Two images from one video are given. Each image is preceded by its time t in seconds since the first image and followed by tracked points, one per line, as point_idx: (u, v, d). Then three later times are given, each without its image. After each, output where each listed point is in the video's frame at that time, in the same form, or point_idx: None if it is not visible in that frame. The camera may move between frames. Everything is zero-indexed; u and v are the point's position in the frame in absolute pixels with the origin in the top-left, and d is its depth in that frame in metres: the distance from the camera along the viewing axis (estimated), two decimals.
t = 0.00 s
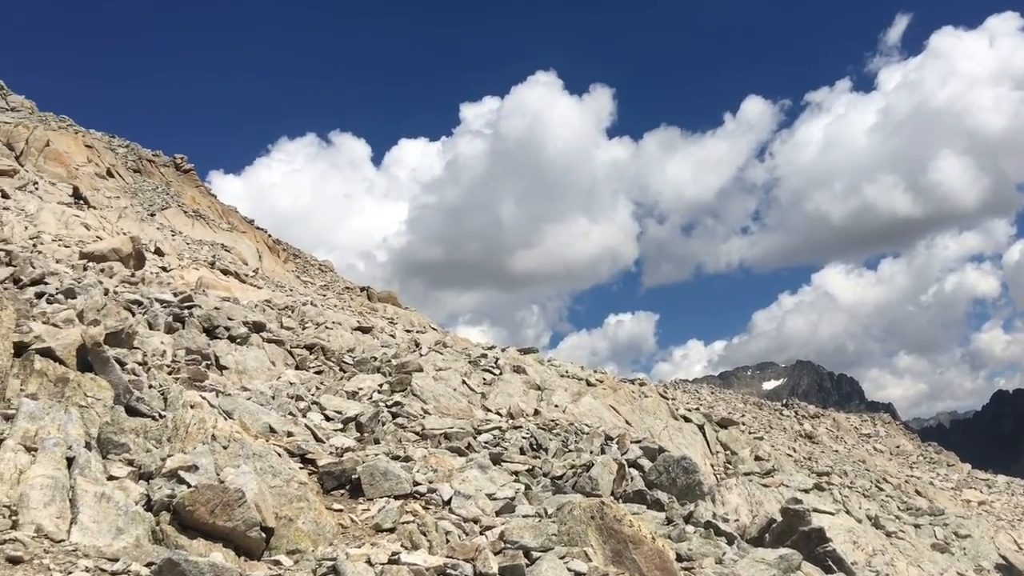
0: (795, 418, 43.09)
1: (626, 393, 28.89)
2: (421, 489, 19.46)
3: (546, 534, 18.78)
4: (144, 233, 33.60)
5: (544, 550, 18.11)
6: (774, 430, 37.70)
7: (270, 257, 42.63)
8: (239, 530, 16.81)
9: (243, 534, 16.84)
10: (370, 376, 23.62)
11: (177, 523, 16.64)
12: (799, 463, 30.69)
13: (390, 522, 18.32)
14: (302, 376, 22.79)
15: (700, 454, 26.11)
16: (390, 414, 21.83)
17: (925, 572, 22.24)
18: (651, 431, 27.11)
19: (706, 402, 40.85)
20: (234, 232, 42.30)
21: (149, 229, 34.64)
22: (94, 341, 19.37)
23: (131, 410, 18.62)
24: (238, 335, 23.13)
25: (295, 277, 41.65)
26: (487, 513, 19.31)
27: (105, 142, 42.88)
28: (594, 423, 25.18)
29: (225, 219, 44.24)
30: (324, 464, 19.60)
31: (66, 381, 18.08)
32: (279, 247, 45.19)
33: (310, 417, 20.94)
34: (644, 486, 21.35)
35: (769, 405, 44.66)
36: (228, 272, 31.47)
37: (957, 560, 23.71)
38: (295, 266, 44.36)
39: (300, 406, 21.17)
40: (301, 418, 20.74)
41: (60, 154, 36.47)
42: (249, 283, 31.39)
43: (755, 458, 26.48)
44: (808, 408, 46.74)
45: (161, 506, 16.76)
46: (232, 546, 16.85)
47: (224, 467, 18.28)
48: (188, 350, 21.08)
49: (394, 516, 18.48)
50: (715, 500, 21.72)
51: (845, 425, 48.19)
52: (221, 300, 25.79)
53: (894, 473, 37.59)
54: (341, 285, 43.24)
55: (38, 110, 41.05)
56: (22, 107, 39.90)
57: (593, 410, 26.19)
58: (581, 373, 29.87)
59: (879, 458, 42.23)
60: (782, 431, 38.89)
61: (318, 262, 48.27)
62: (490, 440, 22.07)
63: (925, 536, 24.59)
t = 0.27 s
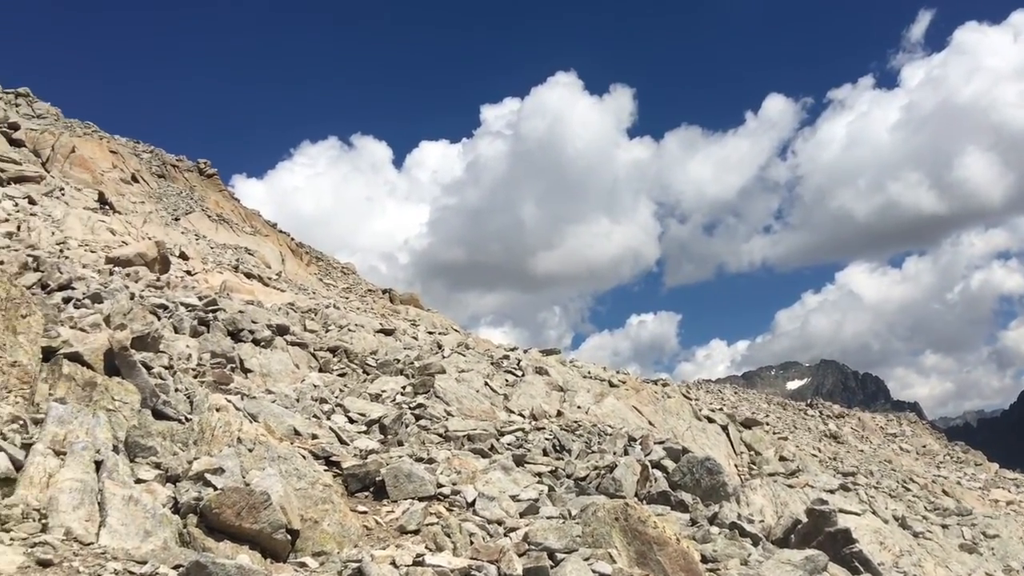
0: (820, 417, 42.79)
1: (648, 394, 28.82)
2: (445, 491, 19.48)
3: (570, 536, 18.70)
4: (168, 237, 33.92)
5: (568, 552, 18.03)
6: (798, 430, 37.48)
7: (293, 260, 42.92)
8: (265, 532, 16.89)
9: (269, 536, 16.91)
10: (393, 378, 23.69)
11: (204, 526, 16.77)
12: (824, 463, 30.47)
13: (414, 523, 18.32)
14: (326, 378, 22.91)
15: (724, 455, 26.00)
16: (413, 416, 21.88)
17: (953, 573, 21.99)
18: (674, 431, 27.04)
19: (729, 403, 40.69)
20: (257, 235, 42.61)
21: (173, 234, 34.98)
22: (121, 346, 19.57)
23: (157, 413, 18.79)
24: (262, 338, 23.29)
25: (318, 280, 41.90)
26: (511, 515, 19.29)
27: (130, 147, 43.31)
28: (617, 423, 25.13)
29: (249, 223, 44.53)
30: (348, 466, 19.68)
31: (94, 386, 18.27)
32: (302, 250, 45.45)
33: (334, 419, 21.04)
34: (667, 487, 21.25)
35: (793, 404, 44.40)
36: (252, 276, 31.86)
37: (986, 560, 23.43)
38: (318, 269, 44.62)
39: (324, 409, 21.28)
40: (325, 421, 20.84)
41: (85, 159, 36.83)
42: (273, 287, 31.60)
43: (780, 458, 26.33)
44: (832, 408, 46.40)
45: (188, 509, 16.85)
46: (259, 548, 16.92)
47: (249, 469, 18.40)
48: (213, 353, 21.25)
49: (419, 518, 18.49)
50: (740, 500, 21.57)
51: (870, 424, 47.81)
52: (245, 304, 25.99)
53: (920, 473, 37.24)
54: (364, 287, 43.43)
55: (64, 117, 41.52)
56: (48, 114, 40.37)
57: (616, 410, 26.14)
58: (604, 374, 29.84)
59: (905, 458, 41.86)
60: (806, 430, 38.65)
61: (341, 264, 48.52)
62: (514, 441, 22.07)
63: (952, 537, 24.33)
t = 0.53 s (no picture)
0: (842, 418, 42.47)
1: (669, 395, 28.74)
2: (466, 493, 19.49)
3: (592, 538, 18.64)
4: (190, 242, 34.15)
5: (590, 554, 17.95)
6: (820, 430, 37.24)
7: (313, 264, 43.13)
8: (288, 535, 16.96)
9: (292, 539, 16.97)
10: (413, 380, 23.71)
11: (227, 529, 16.84)
12: (847, 464, 30.25)
13: (436, 526, 18.31)
14: (346, 381, 22.97)
15: (746, 456, 25.89)
16: (434, 419, 21.89)
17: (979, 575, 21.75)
18: (695, 433, 26.93)
19: (750, 403, 40.47)
20: (277, 239, 42.83)
21: (194, 239, 35.22)
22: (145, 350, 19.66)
23: (180, 417, 18.91)
24: (283, 342, 23.40)
25: (338, 283, 42.06)
26: (532, 517, 19.25)
27: (152, 153, 43.60)
28: (638, 425, 25.06)
29: (269, 227, 44.73)
30: (369, 469, 19.70)
31: (118, 390, 18.39)
32: (322, 253, 45.62)
33: (355, 422, 21.08)
34: (689, 489, 21.15)
35: (814, 405, 44.10)
36: (272, 278, 32.28)
37: (1012, 561, 23.16)
38: (338, 272, 44.78)
39: (345, 412, 21.32)
40: (346, 423, 20.88)
41: (107, 165, 37.03)
42: (293, 290, 31.77)
43: (802, 459, 26.17)
44: (855, 408, 46.03)
45: (212, 512, 16.94)
46: (282, 551, 16.99)
47: (272, 473, 18.48)
48: (234, 357, 21.36)
49: (440, 520, 18.47)
50: (762, 502, 21.42)
51: (893, 424, 47.40)
52: (266, 307, 26.14)
53: (945, 473, 36.90)
54: (384, 290, 43.56)
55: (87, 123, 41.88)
56: (71, 120, 40.75)
57: (637, 412, 26.05)
58: (624, 376, 29.77)
59: (929, 458, 41.50)
60: (829, 431, 38.38)
61: (360, 267, 48.67)
62: (534, 443, 22.03)
63: (978, 538, 24.08)
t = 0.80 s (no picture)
0: (866, 419, 42.08)
1: (691, 398, 28.61)
2: (488, 497, 19.47)
3: (614, 541, 18.53)
4: (211, 247, 34.37)
5: (613, 558, 17.83)
6: (844, 431, 36.95)
7: (333, 268, 43.30)
8: (311, 539, 16.99)
9: (315, 543, 17.01)
10: (434, 384, 23.72)
11: (251, 533, 16.86)
12: (872, 465, 29.99)
13: (458, 529, 18.26)
14: (368, 386, 23.02)
15: (769, 458, 25.76)
16: (455, 422, 21.89)
17: None
18: (717, 435, 26.82)
19: (772, 405, 40.20)
20: (298, 244, 43.02)
21: (215, 245, 35.43)
22: (168, 355, 19.81)
23: (204, 422, 19.02)
24: (304, 346, 23.48)
25: (358, 287, 42.20)
26: (555, 521, 19.17)
27: (173, 160, 43.89)
28: (660, 427, 24.97)
29: (289, 232, 44.89)
30: (391, 473, 19.70)
31: (142, 396, 18.49)
32: (342, 257, 45.76)
33: (377, 426, 21.11)
34: (712, 492, 21.02)
35: (838, 406, 43.75)
36: (293, 283, 32.31)
37: None
38: (358, 276, 44.90)
39: (366, 416, 21.37)
40: (368, 428, 20.92)
41: (129, 172, 37.06)
42: (314, 295, 31.90)
43: (826, 461, 25.98)
44: (879, 409, 45.61)
45: (236, 516, 17.00)
46: (305, 555, 17.04)
47: (295, 477, 18.54)
48: (257, 362, 21.46)
49: (463, 524, 18.41)
50: (786, 504, 21.26)
51: (918, 426, 46.93)
52: (288, 312, 26.26)
53: (971, 475, 36.50)
54: (404, 294, 43.62)
55: (109, 131, 42.22)
56: (93, 129, 41.10)
57: (658, 414, 25.97)
58: (645, 378, 29.67)
59: (955, 459, 41.05)
60: (852, 432, 38.07)
61: (380, 271, 48.78)
62: (556, 446, 21.98)
63: (1005, 540, 23.80)
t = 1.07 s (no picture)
0: (884, 421, 41.80)
1: (708, 401, 28.52)
2: (505, 502, 19.41)
3: (633, 546, 18.37)
4: (228, 253, 34.52)
5: (631, 563, 17.70)
6: (862, 434, 36.72)
7: (349, 273, 43.42)
8: (329, 544, 17.01)
9: (334, 548, 17.03)
10: (451, 389, 23.71)
11: (270, 538, 16.90)
12: (891, 469, 29.79)
13: (476, 534, 18.22)
14: (385, 391, 23.04)
15: (787, 462, 25.69)
16: (472, 427, 21.87)
17: None
18: (735, 439, 26.72)
19: (790, 408, 40.00)
20: (314, 250, 43.17)
21: (231, 251, 35.58)
22: (186, 362, 19.90)
23: (223, 428, 19.09)
24: (321, 352, 23.53)
25: (374, 292, 42.32)
26: (573, 525, 19.09)
27: (190, 166, 44.10)
28: (677, 431, 24.89)
29: (306, 238, 45.02)
30: (409, 478, 19.66)
31: (161, 402, 18.56)
32: (357, 263, 45.86)
33: (394, 431, 21.11)
34: (730, 496, 20.90)
35: (856, 409, 43.47)
36: (310, 289, 32.39)
37: None
38: (374, 281, 45.00)
39: (384, 421, 21.38)
40: (385, 432, 20.93)
41: (147, 179, 37.28)
42: (330, 301, 31.99)
43: (845, 465, 25.83)
44: (898, 412, 45.27)
45: (255, 522, 17.02)
46: (324, 560, 17.07)
47: (313, 482, 18.57)
48: (274, 367, 21.53)
49: (480, 529, 18.36)
50: (805, 509, 21.16)
51: (938, 428, 46.56)
52: (304, 318, 26.35)
53: (992, 478, 36.17)
54: (420, 299, 43.69)
55: (126, 138, 42.48)
56: (110, 136, 41.37)
57: (675, 418, 25.89)
58: (662, 382, 29.58)
59: (975, 462, 40.69)
60: (871, 435, 37.82)
61: (395, 276, 48.86)
62: (573, 450, 21.93)
63: None
